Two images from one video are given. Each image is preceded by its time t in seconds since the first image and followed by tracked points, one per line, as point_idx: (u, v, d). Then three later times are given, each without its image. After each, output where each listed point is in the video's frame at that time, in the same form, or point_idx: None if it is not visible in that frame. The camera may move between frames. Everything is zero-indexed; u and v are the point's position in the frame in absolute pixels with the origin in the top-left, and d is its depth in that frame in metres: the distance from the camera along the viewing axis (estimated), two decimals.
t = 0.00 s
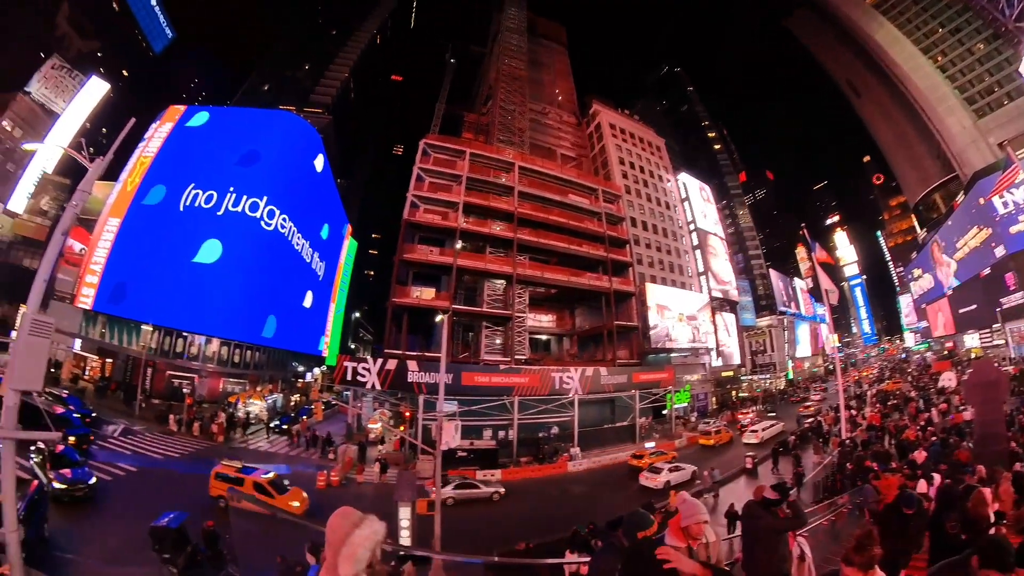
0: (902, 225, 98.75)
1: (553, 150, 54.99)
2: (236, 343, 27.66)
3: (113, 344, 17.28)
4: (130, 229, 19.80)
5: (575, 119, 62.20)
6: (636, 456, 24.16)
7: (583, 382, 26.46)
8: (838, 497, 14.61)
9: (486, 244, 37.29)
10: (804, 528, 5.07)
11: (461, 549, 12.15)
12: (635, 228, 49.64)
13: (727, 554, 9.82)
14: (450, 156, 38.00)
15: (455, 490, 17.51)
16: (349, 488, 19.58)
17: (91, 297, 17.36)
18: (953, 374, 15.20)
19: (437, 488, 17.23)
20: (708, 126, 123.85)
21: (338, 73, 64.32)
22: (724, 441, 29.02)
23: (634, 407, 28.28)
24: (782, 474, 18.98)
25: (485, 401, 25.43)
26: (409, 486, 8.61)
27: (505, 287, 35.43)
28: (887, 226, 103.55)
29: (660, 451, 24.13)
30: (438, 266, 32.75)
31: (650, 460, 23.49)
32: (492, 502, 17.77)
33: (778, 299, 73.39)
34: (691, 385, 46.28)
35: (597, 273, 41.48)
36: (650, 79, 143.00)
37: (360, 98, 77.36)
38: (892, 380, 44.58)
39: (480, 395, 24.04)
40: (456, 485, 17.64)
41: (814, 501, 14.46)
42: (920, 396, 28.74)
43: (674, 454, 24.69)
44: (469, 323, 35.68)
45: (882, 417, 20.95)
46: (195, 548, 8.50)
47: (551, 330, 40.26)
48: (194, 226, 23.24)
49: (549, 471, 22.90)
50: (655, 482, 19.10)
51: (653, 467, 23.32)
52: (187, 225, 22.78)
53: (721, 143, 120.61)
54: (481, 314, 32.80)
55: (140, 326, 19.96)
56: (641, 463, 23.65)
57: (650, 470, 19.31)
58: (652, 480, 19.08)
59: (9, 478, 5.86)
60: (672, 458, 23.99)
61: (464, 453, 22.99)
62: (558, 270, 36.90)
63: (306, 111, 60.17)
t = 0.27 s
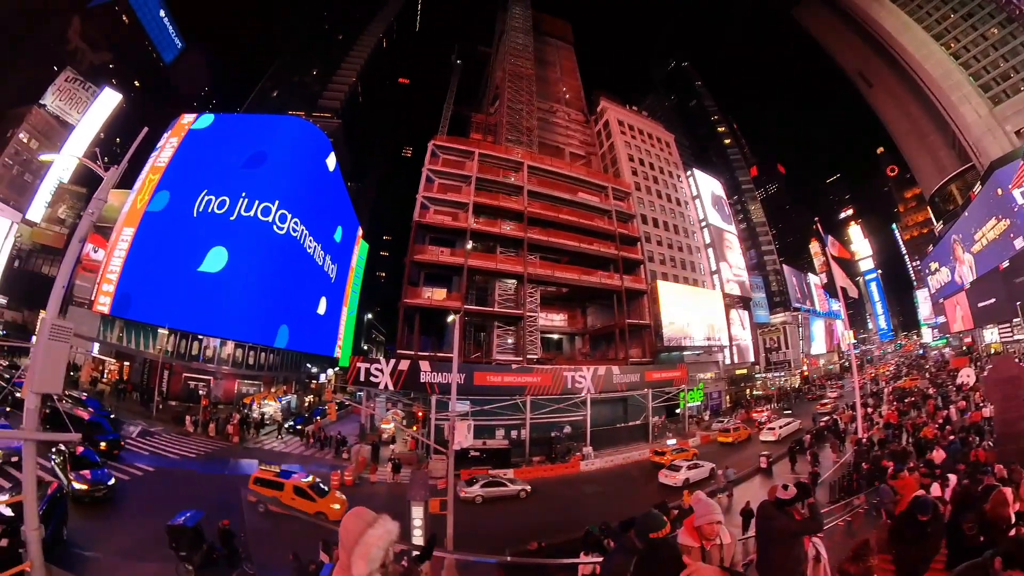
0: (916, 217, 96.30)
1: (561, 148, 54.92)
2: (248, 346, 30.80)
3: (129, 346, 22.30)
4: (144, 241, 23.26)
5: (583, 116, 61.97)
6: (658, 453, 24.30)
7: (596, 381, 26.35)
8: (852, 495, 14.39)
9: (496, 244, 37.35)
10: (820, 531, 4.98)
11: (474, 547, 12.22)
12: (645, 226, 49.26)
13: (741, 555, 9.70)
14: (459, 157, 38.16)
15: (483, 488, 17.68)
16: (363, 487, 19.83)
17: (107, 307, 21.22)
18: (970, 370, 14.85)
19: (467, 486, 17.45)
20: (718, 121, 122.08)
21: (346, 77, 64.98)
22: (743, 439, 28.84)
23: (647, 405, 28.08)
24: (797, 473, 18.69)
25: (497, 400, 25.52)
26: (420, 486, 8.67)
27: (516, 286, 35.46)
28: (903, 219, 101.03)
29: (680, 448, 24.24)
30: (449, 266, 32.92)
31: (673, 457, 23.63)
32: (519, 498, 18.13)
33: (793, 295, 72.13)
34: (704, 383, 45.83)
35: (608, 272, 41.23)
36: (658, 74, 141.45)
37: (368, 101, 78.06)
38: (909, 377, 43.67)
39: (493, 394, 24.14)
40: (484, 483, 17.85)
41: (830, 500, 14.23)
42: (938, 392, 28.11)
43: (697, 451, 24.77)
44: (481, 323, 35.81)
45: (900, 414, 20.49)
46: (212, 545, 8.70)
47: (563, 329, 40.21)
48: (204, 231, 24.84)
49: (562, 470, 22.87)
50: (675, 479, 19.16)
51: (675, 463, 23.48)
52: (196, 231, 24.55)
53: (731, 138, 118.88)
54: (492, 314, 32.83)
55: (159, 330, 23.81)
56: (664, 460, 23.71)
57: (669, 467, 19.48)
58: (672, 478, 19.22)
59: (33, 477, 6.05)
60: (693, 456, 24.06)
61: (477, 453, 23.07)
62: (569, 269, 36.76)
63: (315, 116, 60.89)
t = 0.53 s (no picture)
0: (927, 211, 92.99)
1: (567, 147, 54.76)
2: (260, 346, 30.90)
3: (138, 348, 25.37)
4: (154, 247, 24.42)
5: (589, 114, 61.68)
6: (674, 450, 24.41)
7: (604, 380, 26.21)
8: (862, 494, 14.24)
9: (503, 244, 37.31)
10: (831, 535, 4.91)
11: (482, 547, 12.26)
12: (652, 223, 48.97)
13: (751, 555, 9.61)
14: (464, 157, 38.21)
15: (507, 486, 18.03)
16: (373, 486, 19.99)
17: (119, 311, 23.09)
18: (984, 366, 14.50)
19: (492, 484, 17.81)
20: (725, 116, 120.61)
21: (351, 80, 65.32)
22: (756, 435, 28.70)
23: (657, 404, 27.87)
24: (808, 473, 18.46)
25: (505, 400, 25.55)
26: (429, 486, 8.72)
27: (524, 286, 35.42)
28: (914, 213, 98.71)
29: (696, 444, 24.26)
30: (456, 266, 32.98)
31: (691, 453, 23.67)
32: (542, 495, 18.49)
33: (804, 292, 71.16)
34: (713, 381, 45.47)
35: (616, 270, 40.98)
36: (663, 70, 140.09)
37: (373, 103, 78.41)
38: (921, 374, 43.01)
39: (502, 394, 24.15)
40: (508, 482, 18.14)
41: (840, 499, 14.07)
42: (951, 390, 27.67)
43: (713, 447, 24.76)
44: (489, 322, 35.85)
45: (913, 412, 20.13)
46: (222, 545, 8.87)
47: (571, 328, 40.07)
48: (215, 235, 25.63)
49: (571, 469, 22.82)
50: (691, 476, 19.12)
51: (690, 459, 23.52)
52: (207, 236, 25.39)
53: (738, 133, 117.44)
54: (500, 314, 32.82)
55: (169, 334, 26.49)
56: (680, 457, 24.05)
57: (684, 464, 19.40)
58: (687, 475, 19.04)
59: (47, 478, 6.19)
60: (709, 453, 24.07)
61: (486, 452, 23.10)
62: (577, 268, 36.56)
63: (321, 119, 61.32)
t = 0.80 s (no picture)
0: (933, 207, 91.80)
1: (570, 145, 54.58)
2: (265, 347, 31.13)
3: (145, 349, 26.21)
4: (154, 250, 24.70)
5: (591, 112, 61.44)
6: (686, 447, 24.62)
7: (609, 378, 26.16)
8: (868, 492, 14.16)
9: (507, 243, 37.30)
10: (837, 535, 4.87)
11: (487, 546, 12.28)
12: (656, 221, 48.72)
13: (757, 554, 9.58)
14: (467, 156, 38.19)
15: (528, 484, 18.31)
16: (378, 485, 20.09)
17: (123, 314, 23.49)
18: (991, 364, 14.36)
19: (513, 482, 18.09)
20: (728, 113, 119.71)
21: (353, 81, 65.41)
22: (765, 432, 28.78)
23: (661, 403, 27.80)
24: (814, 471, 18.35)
25: (509, 399, 25.65)
26: (434, 484, 8.75)
27: (528, 285, 35.38)
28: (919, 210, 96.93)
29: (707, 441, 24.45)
30: (460, 266, 33.00)
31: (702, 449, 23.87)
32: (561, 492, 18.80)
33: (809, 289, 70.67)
34: (718, 379, 45.30)
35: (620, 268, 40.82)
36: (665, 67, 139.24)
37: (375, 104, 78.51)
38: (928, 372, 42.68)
39: (507, 393, 24.18)
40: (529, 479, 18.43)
41: (846, 497, 14.01)
42: (957, 387, 27.46)
43: (724, 443, 24.93)
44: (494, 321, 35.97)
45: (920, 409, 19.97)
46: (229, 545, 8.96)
47: (575, 326, 40.04)
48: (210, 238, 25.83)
49: (575, 468, 22.82)
50: (701, 473, 19.25)
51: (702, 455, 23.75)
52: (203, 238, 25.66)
53: (742, 130, 116.54)
54: (504, 313, 32.84)
55: (174, 335, 26.91)
56: (692, 453, 24.20)
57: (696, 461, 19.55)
58: (699, 471, 19.22)
59: (55, 478, 6.25)
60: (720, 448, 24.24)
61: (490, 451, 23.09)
62: (580, 266, 36.43)
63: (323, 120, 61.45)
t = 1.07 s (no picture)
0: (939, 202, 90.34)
1: (572, 143, 54.46)
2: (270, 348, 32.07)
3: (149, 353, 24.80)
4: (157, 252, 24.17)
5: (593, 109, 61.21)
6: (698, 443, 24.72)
7: (613, 377, 26.10)
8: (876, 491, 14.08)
9: (511, 241, 37.29)
10: (846, 535, 4.84)
11: (493, 545, 12.32)
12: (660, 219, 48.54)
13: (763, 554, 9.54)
14: (469, 155, 38.18)
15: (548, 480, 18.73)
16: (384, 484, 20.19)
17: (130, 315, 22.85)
18: (998, 362, 14.24)
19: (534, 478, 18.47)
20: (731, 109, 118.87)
21: (355, 81, 65.48)
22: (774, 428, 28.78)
23: (666, 401, 27.75)
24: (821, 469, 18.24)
25: (513, 397, 25.74)
26: (438, 484, 8.75)
27: (532, 284, 35.35)
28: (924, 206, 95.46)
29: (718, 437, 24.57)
30: (463, 265, 33.04)
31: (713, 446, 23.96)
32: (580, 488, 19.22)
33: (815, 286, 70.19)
34: (723, 377, 45.11)
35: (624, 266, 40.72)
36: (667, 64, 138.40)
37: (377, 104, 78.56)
38: (934, 369, 42.39)
39: (512, 392, 24.22)
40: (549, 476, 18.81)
41: (851, 496, 13.95)
42: (964, 384, 27.26)
43: (734, 439, 25.01)
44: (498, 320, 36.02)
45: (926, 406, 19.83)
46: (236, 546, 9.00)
47: (579, 325, 40.06)
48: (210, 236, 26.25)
49: (580, 466, 22.85)
50: (712, 469, 19.39)
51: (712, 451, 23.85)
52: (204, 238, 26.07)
53: (745, 126, 115.72)
54: (507, 312, 32.87)
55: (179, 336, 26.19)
56: (703, 449, 24.30)
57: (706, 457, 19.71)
58: (709, 467, 19.34)
59: (61, 480, 6.30)
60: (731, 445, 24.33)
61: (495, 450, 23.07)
62: (584, 265, 36.38)
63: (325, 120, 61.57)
